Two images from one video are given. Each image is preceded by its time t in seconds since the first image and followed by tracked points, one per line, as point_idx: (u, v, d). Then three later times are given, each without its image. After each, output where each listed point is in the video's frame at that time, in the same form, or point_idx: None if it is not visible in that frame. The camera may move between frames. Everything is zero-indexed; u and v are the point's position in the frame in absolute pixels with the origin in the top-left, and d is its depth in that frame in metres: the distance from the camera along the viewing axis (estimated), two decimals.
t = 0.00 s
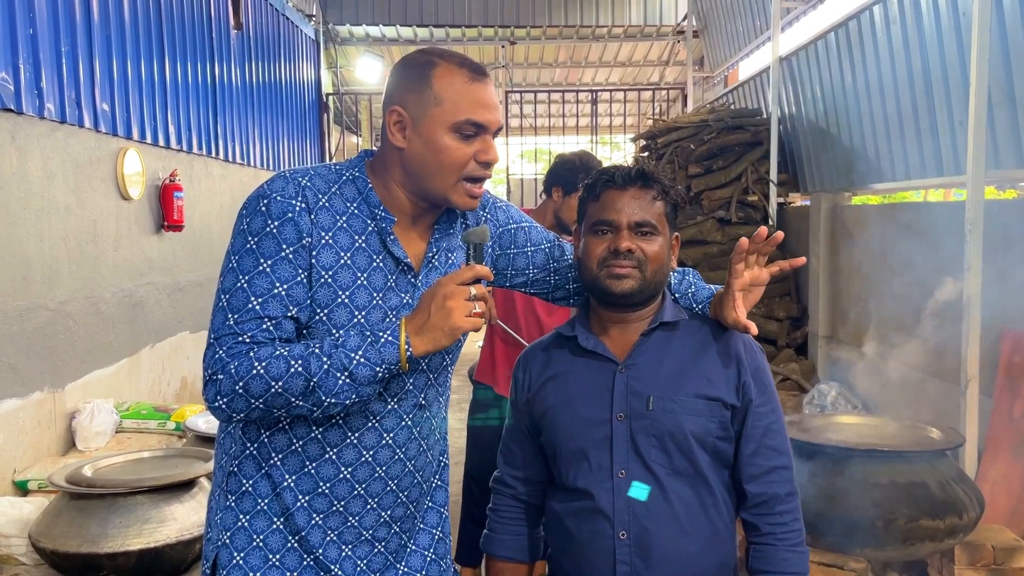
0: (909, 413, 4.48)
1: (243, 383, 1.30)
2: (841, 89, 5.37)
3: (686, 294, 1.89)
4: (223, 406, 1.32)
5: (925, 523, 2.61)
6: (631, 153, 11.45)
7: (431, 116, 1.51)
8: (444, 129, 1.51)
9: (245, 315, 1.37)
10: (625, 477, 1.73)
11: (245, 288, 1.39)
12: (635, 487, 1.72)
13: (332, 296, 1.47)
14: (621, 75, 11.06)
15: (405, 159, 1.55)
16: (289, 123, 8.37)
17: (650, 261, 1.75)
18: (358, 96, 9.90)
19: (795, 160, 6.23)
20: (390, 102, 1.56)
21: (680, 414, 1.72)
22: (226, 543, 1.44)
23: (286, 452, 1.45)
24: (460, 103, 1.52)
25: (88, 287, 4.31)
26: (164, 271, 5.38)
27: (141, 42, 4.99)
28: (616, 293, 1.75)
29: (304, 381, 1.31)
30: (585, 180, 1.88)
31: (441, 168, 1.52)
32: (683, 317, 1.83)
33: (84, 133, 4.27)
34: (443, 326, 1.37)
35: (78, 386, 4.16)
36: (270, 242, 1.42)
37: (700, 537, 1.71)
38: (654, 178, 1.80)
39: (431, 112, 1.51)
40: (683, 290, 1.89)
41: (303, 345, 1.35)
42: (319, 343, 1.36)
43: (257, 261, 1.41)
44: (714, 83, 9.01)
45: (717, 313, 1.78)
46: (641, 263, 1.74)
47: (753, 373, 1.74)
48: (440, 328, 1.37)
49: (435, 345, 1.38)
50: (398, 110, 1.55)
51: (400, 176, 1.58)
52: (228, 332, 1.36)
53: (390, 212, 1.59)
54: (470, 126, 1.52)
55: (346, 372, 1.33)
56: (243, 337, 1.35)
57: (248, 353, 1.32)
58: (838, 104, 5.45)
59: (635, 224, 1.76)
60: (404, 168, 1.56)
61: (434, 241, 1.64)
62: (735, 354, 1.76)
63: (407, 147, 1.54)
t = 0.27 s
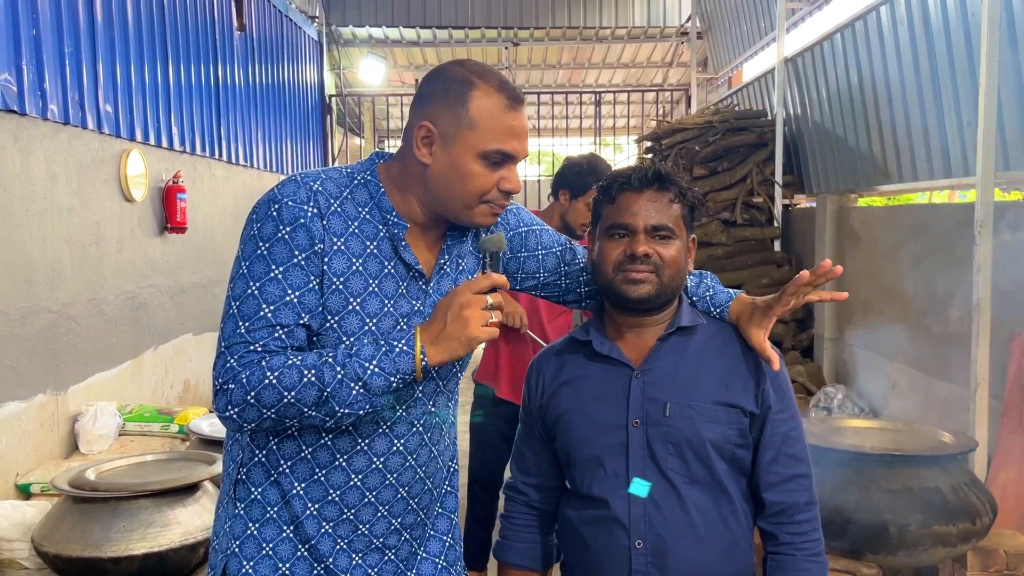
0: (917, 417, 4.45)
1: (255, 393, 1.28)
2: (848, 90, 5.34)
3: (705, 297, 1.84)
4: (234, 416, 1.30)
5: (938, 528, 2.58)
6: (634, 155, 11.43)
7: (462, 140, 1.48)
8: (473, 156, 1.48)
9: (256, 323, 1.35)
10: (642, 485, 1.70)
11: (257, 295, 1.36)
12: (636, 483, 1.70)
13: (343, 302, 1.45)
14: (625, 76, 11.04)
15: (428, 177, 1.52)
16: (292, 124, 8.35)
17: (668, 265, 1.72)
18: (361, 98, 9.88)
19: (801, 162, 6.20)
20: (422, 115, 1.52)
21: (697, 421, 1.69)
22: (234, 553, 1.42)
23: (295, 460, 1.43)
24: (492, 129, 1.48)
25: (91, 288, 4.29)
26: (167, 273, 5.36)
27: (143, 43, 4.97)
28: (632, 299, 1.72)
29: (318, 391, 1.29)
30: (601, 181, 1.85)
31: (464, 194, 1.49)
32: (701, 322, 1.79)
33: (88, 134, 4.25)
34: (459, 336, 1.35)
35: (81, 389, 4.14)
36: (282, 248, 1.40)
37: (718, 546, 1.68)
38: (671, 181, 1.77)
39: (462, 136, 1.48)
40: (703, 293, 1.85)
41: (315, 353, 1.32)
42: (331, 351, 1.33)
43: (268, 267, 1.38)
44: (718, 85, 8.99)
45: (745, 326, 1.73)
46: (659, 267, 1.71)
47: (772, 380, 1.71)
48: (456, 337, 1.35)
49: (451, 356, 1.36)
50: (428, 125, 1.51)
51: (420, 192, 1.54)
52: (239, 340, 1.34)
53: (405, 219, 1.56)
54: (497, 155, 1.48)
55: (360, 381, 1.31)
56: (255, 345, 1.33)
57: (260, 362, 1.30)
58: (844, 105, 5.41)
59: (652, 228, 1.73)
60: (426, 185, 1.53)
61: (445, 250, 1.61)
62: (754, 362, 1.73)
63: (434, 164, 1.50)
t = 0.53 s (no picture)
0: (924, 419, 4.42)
1: (266, 397, 1.26)
2: (853, 90, 5.32)
3: (719, 300, 1.81)
4: (244, 420, 1.28)
5: (948, 532, 2.55)
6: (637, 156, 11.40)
7: (471, 134, 1.46)
8: (483, 150, 1.46)
9: (267, 326, 1.33)
10: (656, 490, 1.68)
11: (266, 297, 1.34)
12: (646, 488, 1.69)
13: (354, 304, 1.43)
14: (628, 77, 11.02)
15: (438, 173, 1.50)
16: (295, 126, 8.35)
17: (682, 271, 1.70)
18: (363, 99, 9.87)
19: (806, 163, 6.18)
20: (431, 110, 1.50)
21: (712, 425, 1.67)
22: (245, 559, 1.40)
23: (306, 464, 1.41)
24: (502, 123, 1.46)
25: (94, 290, 4.28)
26: (170, 274, 5.35)
27: (146, 43, 4.96)
28: (646, 304, 1.71)
29: (330, 395, 1.27)
30: (613, 182, 1.84)
31: (475, 187, 1.47)
32: (714, 325, 1.78)
33: (91, 135, 4.24)
34: (474, 339, 1.34)
35: (84, 390, 4.12)
36: (292, 249, 1.38)
37: (733, 552, 1.66)
38: (684, 183, 1.76)
39: (471, 129, 1.46)
40: (717, 296, 1.82)
41: (327, 356, 1.31)
42: (343, 354, 1.32)
43: (278, 268, 1.36)
44: (722, 86, 8.97)
45: (760, 328, 1.70)
46: (672, 272, 1.70)
47: (787, 384, 1.70)
48: (471, 341, 1.34)
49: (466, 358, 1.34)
50: (436, 120, 1.49)
51: (430, 188, 1.52)
52: (250, 342, 1.32)
53: (415, 218, 1.55)
54: (508, 148, 1.47)
55: (373, 384, 1.29)
56: (265, 348, 1.31)
57: (271, 365, 1.28)
58: (849, 106, 5.39)
59: (665, 232, 1.71)
60: (436, 181, 1.51)
61: (456, 249, 1.61)
62: (769, 365, 1.71)
63: (443, 159, 1.49)
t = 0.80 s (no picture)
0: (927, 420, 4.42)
1: (272, 400, 1.26)
2: (855, 91, 5.31)
3: (723, 300, 1.83)
4: (250, 423, 1.28)
5: (951, 533, 2.55)
6: (638, 157, 11.41)
7: (481, 146, 1.46)
8: (491, 164, 1.46)
9: (272, 328, 1.33)
10: (663, 492, 1.69)
11: (272, 300, 1.35)
12: (651, 484, 1.69)
13: (359, 306, 1.44)
14: (629, 78, 11.02)
15: (444, 181, 1.50)
16: (296, 126, 8.36)
17: (686, 272, 1.71)
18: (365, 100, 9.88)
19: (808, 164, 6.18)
20: (441, 118, 1.49)
21: (719, 426, 1.68)
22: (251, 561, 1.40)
23: (311, 466, 1.41)
24: (512, 138, 1.46)
25: (97, 290, 4.28)
26: (172, 275, 5.35)
27: (149, 44, 4.96)
28: (651, 306, 1.71)
29: (336, 398, 1.27)
30: (617, 184, 1.84)
31: (480, 199, 1.47)
32: (720, 326, 1.78)
33: (93, 136, 4.25)
34: (478, 343, 1.33)
35: (86, 391, 4.13)
36: (298, 252, 1.38)
37: (741, 554, 1.66)
38: (686, 185, 1.76)
39: (481, 141, 1.46)
40: (721, 296, 1.83)
41: (333, 359, 1.31)
42: (349, 357, 1.32)
43: (284, 271, 1.36)
44: (723, 87, 8.97)
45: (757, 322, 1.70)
46: (677, 274, 1.70)
47: (793, 385, 1.70)
48: (475, 345, 1.33)
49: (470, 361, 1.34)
50: (445, 129, 1.48)
51: (436, 194, 1.52)
52: (255, 345, 1.32)
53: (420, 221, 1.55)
54: (513, 163, 1.47)
55: (378, 388, 1.29)
56: (271, 351, 1.31)
57: (277, 368, 1.28)
58: (851, 107, 5.39)
59: (669, 235, 1.71)
60: (442, 189, 1.51)
61: (460, 252, 1.60)
62: (774, 366, 1.71)
63: (451, 169, 1.48)
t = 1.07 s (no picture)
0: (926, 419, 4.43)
1: (275, 399, 1.27)
2: (855, 92, 5.33)
3: (725, 297, 1.83)
4: (252, 421, 1.29)
5: (949, 531, 2.56)
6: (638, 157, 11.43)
7: (487, 150, 1.47)
8: (496, 168, 1.47)
9: (275, 328, 1.34)
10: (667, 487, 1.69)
11: (275, 299, 1.35)
12: (661, 485, 1.70)
13: (361, 306, 1.45)
14: (629, 78, 11.04)
15: (448, 182, 1.51)
16: (297, 126, 8.38)
17: (685, 270, 1.71)
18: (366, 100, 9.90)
19: (808, 164, 6.19)
20: (448, 121, 1.50)
21: (722, 422, 1.69)
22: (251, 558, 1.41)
23: (312, 464, 1.42)
24: (519, 143, 1.47)
25: (98, 290, 4.29)
26: (173, 275, 5.37)
27: (150, 44, 4.97)
28: (652, 304, 1.72)
29: (338, 398, 1.28)
30: (617, 183, 1.84)
31: (485, 202, 1.48)
32: (721, 322, 1.79)
33: (95, 135, 4.26)
34: (480, 344, 1.34)
35: (87, 390, 4.14)
36: (301, 252, 1.39)
37: (745, 548, 1.67)
38: (685, 184, 1.77)
39: (487, 145, 1.47)
40: (723, 293, 1.84)
41: (336, 359, 1.32)
42: (351, 357, 1.33)
43: (287, 271, 1.37)
44: (723, 87, 8.98)
45: (766, 325, 1.72)
46: (677, 273, 1.71)
47: (795, 381, 1.71)
48: (477, 346, 1.34)
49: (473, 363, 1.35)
50: (452, 132, 1.49)
51: (438, 194, 1.53)
52: (258, 345, 1.33)
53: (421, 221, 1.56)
54: (520, 166, 1.48)
55: (380, 388, 1.30)
56: (274, 350, 1.32)
57: (280, 367, 1.29)
58: (851, 107, 5.40)
59: (668, 233, 1.72)
60: (444, 190, 1.52)
61: (461, 252, 1.61)
62: (775, 363, 1.72)
63: (456, 172, 1.49)
